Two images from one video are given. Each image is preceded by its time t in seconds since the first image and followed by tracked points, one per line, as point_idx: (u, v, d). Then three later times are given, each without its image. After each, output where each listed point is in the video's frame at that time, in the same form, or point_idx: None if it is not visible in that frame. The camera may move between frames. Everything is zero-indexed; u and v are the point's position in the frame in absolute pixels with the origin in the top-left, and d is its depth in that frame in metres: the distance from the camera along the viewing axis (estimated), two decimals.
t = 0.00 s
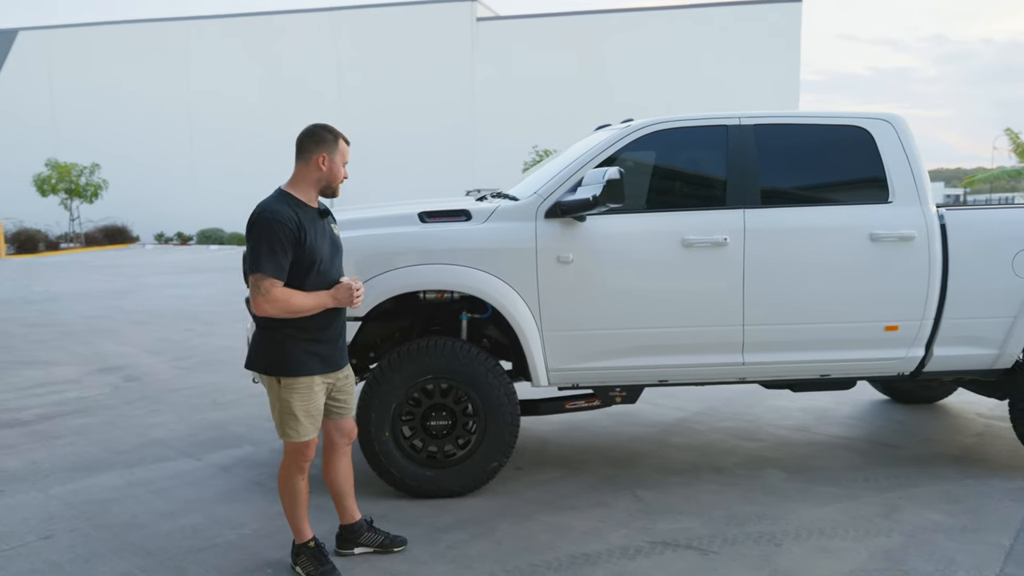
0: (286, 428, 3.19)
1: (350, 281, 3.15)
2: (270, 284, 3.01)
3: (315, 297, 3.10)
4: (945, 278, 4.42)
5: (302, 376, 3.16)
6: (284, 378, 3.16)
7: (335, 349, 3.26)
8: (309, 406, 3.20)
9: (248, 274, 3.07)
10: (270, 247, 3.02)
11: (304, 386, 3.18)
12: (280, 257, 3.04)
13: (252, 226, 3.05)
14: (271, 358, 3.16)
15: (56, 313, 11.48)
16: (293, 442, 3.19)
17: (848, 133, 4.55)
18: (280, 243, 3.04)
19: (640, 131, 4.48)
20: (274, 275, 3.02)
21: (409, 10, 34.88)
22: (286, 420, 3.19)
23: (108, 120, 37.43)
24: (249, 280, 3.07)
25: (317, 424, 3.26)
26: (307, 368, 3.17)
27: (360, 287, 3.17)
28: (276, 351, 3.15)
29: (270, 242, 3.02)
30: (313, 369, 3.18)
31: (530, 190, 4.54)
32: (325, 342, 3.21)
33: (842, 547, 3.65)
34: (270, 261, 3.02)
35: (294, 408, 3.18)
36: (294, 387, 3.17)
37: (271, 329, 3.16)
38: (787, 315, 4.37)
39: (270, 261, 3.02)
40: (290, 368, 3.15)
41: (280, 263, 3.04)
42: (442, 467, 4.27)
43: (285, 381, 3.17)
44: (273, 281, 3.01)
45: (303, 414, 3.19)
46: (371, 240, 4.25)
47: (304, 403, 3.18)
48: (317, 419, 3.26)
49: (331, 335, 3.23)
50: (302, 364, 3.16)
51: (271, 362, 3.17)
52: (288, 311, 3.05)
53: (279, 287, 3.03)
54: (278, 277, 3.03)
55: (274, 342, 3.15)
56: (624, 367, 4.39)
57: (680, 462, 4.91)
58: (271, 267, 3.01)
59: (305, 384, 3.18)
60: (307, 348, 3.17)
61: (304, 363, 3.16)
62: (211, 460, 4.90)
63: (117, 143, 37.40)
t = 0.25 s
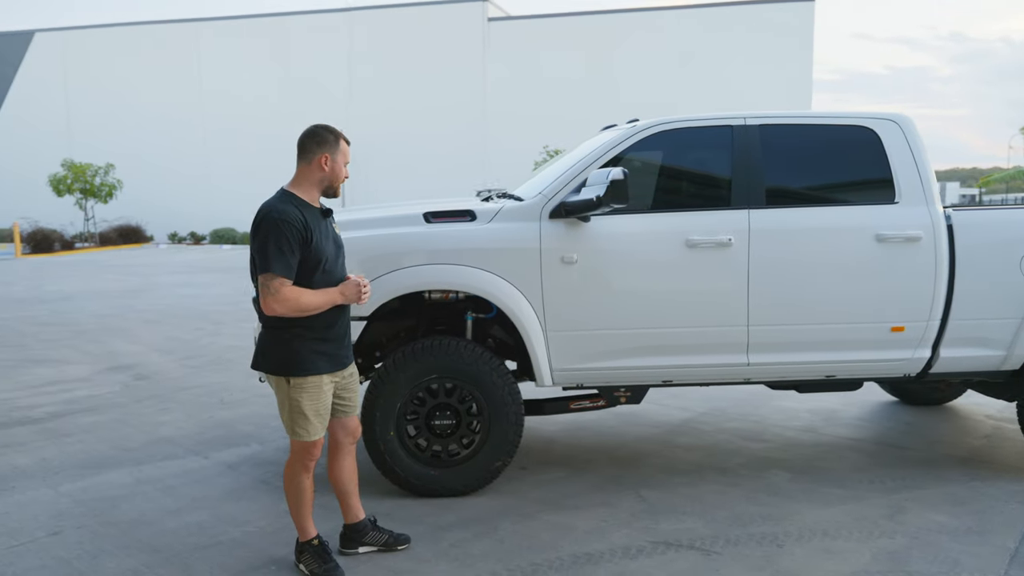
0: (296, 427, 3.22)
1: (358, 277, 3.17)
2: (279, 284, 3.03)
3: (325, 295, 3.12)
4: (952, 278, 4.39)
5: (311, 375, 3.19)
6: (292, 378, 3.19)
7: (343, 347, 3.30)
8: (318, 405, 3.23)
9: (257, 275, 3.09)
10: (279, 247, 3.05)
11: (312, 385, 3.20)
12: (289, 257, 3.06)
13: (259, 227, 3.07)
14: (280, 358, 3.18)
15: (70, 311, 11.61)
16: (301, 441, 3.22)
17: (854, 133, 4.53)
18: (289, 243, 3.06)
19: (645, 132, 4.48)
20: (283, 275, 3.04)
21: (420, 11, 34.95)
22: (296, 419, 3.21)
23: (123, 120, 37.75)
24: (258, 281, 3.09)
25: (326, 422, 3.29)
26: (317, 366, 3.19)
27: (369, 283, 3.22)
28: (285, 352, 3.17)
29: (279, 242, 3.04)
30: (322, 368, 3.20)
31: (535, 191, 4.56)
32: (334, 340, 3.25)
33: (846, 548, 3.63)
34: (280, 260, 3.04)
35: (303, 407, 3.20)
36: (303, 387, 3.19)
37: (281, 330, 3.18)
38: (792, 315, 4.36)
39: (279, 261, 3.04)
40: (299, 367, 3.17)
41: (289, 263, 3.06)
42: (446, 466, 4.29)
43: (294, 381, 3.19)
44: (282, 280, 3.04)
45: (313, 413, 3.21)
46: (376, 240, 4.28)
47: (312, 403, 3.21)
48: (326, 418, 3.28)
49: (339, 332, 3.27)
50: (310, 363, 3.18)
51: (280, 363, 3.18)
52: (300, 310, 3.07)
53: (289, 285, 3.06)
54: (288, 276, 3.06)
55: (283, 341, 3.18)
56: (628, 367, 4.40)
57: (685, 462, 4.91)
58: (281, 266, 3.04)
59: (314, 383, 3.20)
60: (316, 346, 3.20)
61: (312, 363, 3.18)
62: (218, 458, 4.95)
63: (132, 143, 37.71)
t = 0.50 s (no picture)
0: (296, 425, 3.23)
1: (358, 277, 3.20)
2: (278, 283, 3.05)
3: (324, 294, 3.15)
4: (956, 278, 4.37)
5: (311, 374, 3.20)
6: (293, 376, 3.21)
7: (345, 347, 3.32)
8: (318, 404, 3.24)
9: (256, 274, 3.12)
10: (277, 247, 3.07)
11: (312, 384, 3.22)
12: (288, 256, 3.08)
13: (258, 227, 3.09)
14: (281, 357, 3.21)
15: (79, 310, 11.70)
16: (302, 439, 3.24)
17: (858, 133, 4.52)
18: (287, 242, 3.08)
19: (648, 131, 4.49)
20: (282, 274, 3.06)
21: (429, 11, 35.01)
22: (295, 417, 3.23)
23: (133, 121, 37.98)
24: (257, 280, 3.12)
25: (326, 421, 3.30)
26: (316, 365, 3.21)
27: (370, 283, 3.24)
28: (285, 350, 3.20)
29: (277, 242, 3.06)
30: (321, 367, 3.22)
31: (538, 191, 4.57)
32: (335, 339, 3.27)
33: (847, 548, 3.63)
34: (278, 260, 3.06)
35: (303, 406, 3.22)
36: (303, 385, 3.21)
37: (281, 329, 3.21)
38: (795, 315, 4.36)
39: (277, 260, 3.06)
40: (299, 366, 3.19)
41: (288, 262, 3.08)
42: (449, 465, 4.31)
43: (294, 380, 3.21)
44: (281, 279, 3.06)
45: (312, 412, 3.23)
46: (380, 240, 4.30)
47: (312, 401, 3.23)
48: (326, 417, 3.30)
49: (340, 332, 3.28)
50: (310, 362, 3.20)
51: (280, 361, 3.21)
52: (299, 308, 3.11)
53: (288, 284, 3.08)
54: (286, 276, 3.08)
55: (284, 340, 3.20)
56: (631, 366, 4.40)
57: (688, 462, 4.91)
58: (279, 265, 3.05)
59: (314, 382, 3.22)
60: (316, 345, 3.21)
61: (312, 362, 3.20)
62: (223, 455, 4.98)
63: (142, 143, 37.93)
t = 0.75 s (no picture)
0: (283, 424, 3.24)
1: (348, 278, 3.19)
2: (260, 280, 3.06)
3: (308, 293, 3.14)
4: (954, 278, 4.38)
5: (299, 373, 3.21)
6: (281, 375, 3.22)
7: (337, 348, 3.30)
8: (307, 403, 3.24)
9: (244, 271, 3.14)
10: (261, 243, 3.09)
11: (300, 382, 3.23)
12: (273, 253, 3.10)
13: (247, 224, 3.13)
14: (270, 355, 3.23)
15: (80, 309, 11.72)
16: (290, 437, 3.25)
17: (856, 132, 4.53)
18: (273, 239, 3.10)
19: (646, 131, 4.49)
20: (266, 271, 3.07)
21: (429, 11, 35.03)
22: (282, 416, 3.23)
23: (134, 121, 38.02)
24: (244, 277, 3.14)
25: (315, 421, 3.29)
26: (303, 364, 3.21)
27: (360, 285, 3.21)
28: (275, 348, 3.22)
29: (262, 238, 3.08)
30: (309, 367, 3.23)
31: (536, 190, 4.58)
32: (325, 340, 3.26)
33: (844, 547, 3.64)
34: (263, 256, 3.07)
35: (291, 404, 3.22)
36: (291, 384, 3.22)
37: (271, 328, 3.23)
38: (793, 314, 4.37)
39: (261, 257, 3.07)
40: (287, 364, 3.20)
41: (273, 259, 3.09)
42: (447, 464, 4.32)
43: (283, 378, 3.22)
44: (264, 276, 3.07)
45: (299, 410, 3.23)
46: (378, 239, 4.31)
47: (300, 400, 3.23)
48: (315, 416, 3.29)
49: (330, 333, 3.27)
50: (298, 361, 3.21)
51: (269, 359, 3.24)
52: (285, 306, 3.11)
53: (271, 282, 3.08)
54: (270, 272, 3.08)
55: (274, 338, 3.23)
56: (628, 366, 4.41)
57: (686, 461, 4.91)
58: (263, 262, 3.07)
59: (302, 381, 3.23)
60: (305, 344, 3.22)
61: (300, 361, 3.21)
62: (223, 454, 4.99)
63: (143, 143, 37.97)
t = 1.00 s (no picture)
0: (269, 422, 3.25)
1: (330, 280, 3.16)
2: (239, 276, 3.10)
3: (287, 293, 3.14)
4: (952, 277, 4.38)
5: (284, 371, 3.23)
6: (269, 372, 3.25)
7: (325, 352, 3.28)
8: (293, 402, 3.24)
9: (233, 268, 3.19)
10: (243, 240, 3.13)
11: (286, 381, 3.24)
12: (255, 250, 3.12)
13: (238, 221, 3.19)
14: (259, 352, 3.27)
15: (80, 309, 11.73)
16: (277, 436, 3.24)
17: (854, 132, 4.53)
18: (255, 237, 3.13)
19: (644, 131, 4.50)
20: (246, 268, 3.11)
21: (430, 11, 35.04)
22: (267, 414, 3.24)
23: (134, 121, 38.04)
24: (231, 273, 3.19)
25: (304, 421, 3.28)
26: (288, 363, 3.23)
27: (342, 286, 3.17)
28: (264, 346, 3.25)
29: (245, 235, 3.12)
30: (295, 366, 3.23)
31: (535, 190, 4.59)
32: (312, 342, 3.25)
33: (842, 546, 3.65)
34: (244, 254, 3.11)
35: (277, 403, 3.23)
36: (276, 381, 3.23)
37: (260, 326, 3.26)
38: (791, 314, 4.37)
39: (243, 254, 3.11)
40: (274, 362, 3.23)
41: (254, 256, 3.12)
42: (445, 463, 4.33)
43: (269, 376, 3.25)
44: (243, 272, 3.10)
45: (285, 409, 3.22)
46: (377, 239, 4.32)
47: (285, 399, 3.23)
48: (304, 417, 3.27)
49: (318, 334, 3.26)
50: (284, 360, 3.23)
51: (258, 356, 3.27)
52: (264, 304, 3.12)
53: (251, 279, 3.10)
54: (251, 269, 3.12)
55: (263, 336, 3.26)
56: (626, 365, 4.42)
57: (685, 461, 4.92)
58: (243, 259, 3.10)
59: (287, 380, 3.23)
60: (291, 344, 3.23)
61: (286, 360, 3.23)
62: (222, 454, 5.00)
63: (143, 143, 37.97)
